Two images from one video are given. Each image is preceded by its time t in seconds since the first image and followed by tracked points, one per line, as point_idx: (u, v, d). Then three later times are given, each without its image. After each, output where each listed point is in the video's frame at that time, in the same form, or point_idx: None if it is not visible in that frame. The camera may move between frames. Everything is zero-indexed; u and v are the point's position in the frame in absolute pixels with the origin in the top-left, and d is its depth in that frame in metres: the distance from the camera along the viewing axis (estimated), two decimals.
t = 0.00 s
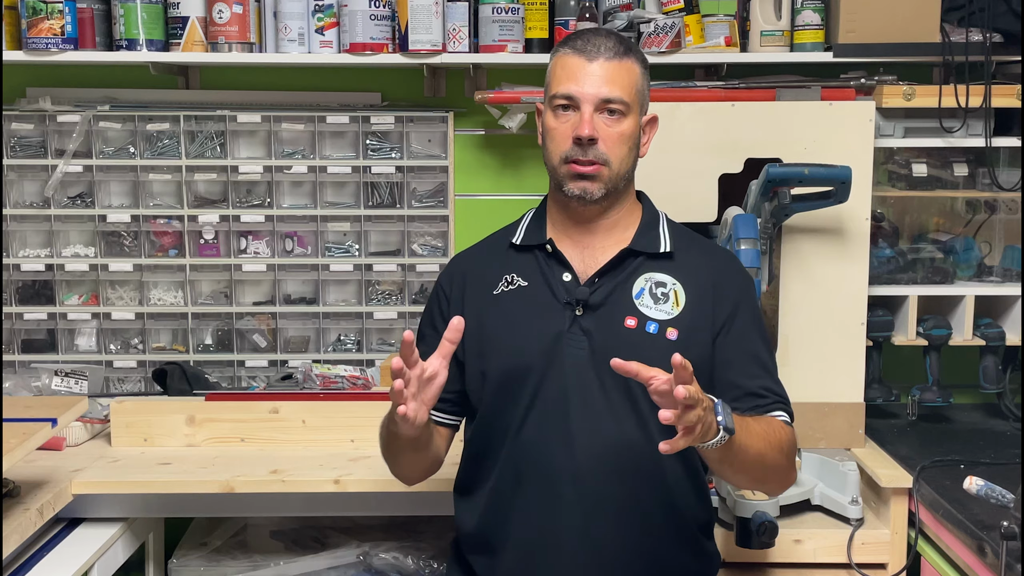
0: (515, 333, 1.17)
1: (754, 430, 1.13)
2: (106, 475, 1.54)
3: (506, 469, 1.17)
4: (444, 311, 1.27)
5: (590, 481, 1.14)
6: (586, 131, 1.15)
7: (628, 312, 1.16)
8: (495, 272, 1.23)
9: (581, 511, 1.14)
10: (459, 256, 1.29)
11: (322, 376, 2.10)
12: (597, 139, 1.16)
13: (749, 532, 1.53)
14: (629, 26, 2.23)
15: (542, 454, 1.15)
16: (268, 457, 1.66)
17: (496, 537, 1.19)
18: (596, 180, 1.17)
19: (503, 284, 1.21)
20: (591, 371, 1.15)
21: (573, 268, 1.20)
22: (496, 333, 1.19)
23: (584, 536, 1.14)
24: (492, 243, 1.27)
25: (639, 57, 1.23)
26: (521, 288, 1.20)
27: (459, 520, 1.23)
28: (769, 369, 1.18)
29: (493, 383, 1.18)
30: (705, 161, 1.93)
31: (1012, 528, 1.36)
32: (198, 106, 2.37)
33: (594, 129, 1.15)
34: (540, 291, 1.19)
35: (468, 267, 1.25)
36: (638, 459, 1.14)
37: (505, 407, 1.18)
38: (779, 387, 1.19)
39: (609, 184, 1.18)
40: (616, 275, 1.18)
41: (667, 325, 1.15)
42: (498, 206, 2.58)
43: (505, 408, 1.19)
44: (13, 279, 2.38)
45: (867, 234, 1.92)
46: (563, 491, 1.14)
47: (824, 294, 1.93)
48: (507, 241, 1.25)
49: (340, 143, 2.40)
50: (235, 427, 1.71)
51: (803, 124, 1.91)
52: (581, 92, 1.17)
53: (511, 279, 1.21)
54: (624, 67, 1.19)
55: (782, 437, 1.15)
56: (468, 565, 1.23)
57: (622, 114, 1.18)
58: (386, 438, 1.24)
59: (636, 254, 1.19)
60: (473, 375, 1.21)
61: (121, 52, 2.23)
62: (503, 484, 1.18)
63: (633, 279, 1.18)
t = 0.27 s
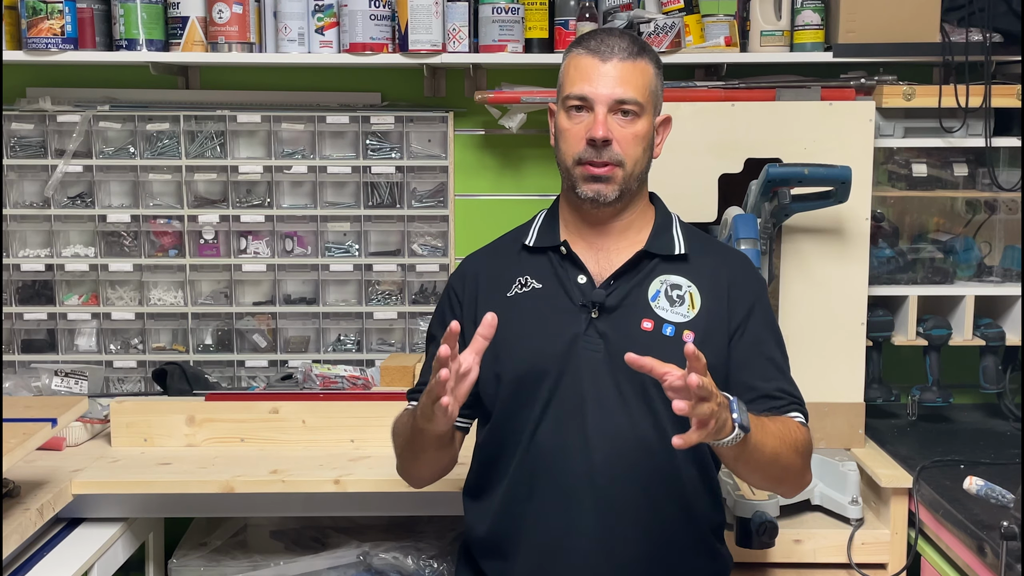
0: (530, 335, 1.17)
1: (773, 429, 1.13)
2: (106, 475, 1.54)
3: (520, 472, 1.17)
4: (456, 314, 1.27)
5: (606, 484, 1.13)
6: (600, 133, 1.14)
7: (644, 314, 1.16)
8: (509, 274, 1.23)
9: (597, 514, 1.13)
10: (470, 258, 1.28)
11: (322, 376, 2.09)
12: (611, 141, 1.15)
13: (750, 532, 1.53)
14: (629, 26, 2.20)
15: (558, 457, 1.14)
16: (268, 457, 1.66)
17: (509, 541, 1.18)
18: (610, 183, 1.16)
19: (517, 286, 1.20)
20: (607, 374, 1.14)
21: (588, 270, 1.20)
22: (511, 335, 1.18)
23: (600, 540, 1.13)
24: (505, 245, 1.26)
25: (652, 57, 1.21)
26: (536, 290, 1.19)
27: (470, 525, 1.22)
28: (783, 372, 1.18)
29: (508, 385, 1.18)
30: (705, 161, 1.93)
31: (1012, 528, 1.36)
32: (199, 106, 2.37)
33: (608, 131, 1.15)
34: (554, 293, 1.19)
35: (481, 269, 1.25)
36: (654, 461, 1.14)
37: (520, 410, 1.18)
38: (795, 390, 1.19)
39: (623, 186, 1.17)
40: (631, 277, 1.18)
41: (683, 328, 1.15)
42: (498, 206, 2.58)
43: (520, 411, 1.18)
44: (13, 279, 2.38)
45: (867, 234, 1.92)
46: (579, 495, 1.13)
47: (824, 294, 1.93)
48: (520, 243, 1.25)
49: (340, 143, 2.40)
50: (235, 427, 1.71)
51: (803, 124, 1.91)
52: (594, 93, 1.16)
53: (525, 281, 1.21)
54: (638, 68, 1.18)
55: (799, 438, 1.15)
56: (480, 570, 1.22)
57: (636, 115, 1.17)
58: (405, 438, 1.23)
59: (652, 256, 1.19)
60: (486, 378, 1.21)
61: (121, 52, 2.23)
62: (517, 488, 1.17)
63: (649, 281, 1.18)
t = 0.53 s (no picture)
0: (537, 336, 1.17)
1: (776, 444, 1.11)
2: (106, 475, 1.54)
3: (525, 471, 1.17)
4: (461, 312, 1.26)
5: (611, 485, 1.13)
6: (606, 131, 1.15)
7: (651, 316, 1.15)
8: (515, 273, 1.22)
9: (601, 515, 1.13)
10: (475, 256, 1.27)
11: (322, 376, 2.10)
12: (617, 139, 1.16)
13: (750, 532, 1.53)
14: (629, 25, 2.21)
15: (563, 458, 1.14)
16: (268, 457, 1.66)
17: (513, 541, 1.18)
18: (615, 181, 1.17)
19: (524, 285, 1.20)
20: (614, 375, 1.14)
21: (594, 271, 1.20)
22: (518, 335, 1.18)
23: (603, 541, 1.13)
24: (511, 244, 1.26)
25: (656, 56, 1.22)
26: (542, 290, 1.19)
27: (473, 524, 1.21)
28: (789, 376, 1.18)
29: (513, 386, 1.18)
30: (705, 161, 1.93)
31: (1012, 528, 1.36)
32: (199, 106, 2.37)
33: (614, 129, 1.15)
34: (561, 293, 1.19)
35: (487, 267, 1.24)
36: (659, 463, 1.14)
37: (525, 409, 1.18)
38: (798, 395, 1.18)
39: (629, 184, 1.18)
40: (637, 279, 1.18)
41: (690, 330, 1.15)
42: (498, 206, 2.58)
43: (525, 411, 1.18)
44: (13, 279, 2.38)
45: (867, 234, 1.92)
46: (584, 496, 1.13)
47: (824, 294, 1.93)
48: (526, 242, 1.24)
49: (340, 143, 2.40)
50: (235, 426, 1.71)
51: (803, 124, 1.91)
52: (600, 92, 1.17)
53: (531, 280, 1.20)
54: (643, 67, 1.18)
55: (802, 451, 1.14)
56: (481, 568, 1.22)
57: (641, 114, 1.18)
58: (416, 466, 1.21)
59: (658, 257, 1.19)
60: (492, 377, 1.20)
61: (121, 52, 2.23)
62: (522, 489, 1.17)
63: (655, 283, 1.18)
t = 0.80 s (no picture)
0: (532, 338, 1.16)
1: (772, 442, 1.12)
2: (106, 475, 1.54)
3: (521, 474, 1.16)
4: (457, 314, 1.26)
5: (607, 488, 1.13)
6: (597, 129, 1.15)
7: (645, 317, 1.15)
8: (511, 275, 1.22)
9: (597, 517, 1.13)
10: (471, 258, 1.27)
11: (322, 376, 2.10)
12: (608, 137, 1.16)
13: (750, 532, 1.54)
14: (629, 26, 2.20)
15: (558, 460, 1.14)
16: (268, 457, 1.66)
17: (510, 543, 1.18)
18: (608, 179, 1.17)
19: (518, 288, 1.20)
20: (608, 377, 1.14)
21: (588, 272, 1.19)
22: (513, 338, 1.18)
23: (599, 542, 1.13)
24: (506, 246, 1.26)
25: (648, 56, 1.23)
26: (537, 291, 1.19)
27: (471, 525, 1.22)
28: (785, 376, 1.18)
29: (509, 388, 1.17)
30: (705, 161, 1.93)
31: (1012, 528, 1.36)
32: (199, 106, 2.37)
33: (606, 127, 1.15)
34: (555, 295, 1.18)
35: (482, 269, 1.24)
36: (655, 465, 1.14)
37: (521, 412, 1.18)
38: (794, 394, 1.18)
39: (622, 182, 1.17)
40: (632, 280, 1.18)
41: (684, 331, 1.15)
42: (498, 206, 2.58)
43: (520, 413, 1.18)
44: (13, 279, 2.38)
45: (867, 234, 1.92)
46: (579, 497, 1.13)
47: (824, 294, 1.93)
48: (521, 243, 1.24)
49: (340, 143, 2.40)
50: (235, 426, 1.71)
51: (803, 124, 1.91)
52: (591, 91, 1.17)
53: (525, 282, 1.20)
54: (634, 65, 1.19)
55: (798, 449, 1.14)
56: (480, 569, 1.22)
57: (633, 111, 1.18)
58: (415, 466, 1.21)
59: (652, 258, 1.19)
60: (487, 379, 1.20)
61: (121, 52, 2.23)
62: (518, 490, 1.17)
63: (650, 284, 1.17)
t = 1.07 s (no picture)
0: (515, 333, 1.17)
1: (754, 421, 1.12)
2: (106, 475, 1.54)
3: (507, 469, 1.17)
4: (443, 316, 1.27)
5: (592, 480, 1.13)
6: (575, 129, 1.15)
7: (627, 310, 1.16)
8: (494, 275, 1.23)
9: (583, 510, 1.13)
10: (455, 260, 1.29)
11: (322, 376, 2.10)
12: (586, 136, 1.16)
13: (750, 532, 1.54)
14: (629, 25, 2.24)
15: (543, 454, 1.14)
16: (268, 457, 1.66)
17: (497, 539, 1.18)
18: (587, 178, 1.17)
19: (502, 286, 1.21)
20: (592, 370, 1.14)
21: (570, 269, 1.20)
22: (496, 334, 1.18)
23: (586, 536, 1.13)
24: (490, 247, 1.27)
25: (623, 56, 1.23)
26: (520, 289, 1.20)
27: (460, 523, 1.22)
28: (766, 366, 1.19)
29: (493, 384, 1.18)
30: (705, 161, 1.93)
31: (1012, 528, 1.35)
32: (199, 106, 2.37)
33: (583, 127, 1.16)
34: (538, 292, 1.19)
35: (467, 271, 1.25)
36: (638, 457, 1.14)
37: (506, 408, 1.18)
38: (776, 383, 1.19)
39: (600, 181, 1.18)
40: (613, 275, 1.18)
41: (665, 324, 1.16)
42: (498, 206, 2.58)
43: (505, 409, 1.18)
44: (13, 279, 2.38)
45: (867, 234, 1.92)
46: (565, 491, 1.13)
47: (824, 294, 1.93)
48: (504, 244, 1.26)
49: (340, 143, 2.40)
50: (235, 427, 1.71)
51: (803, 123, 1.91)
52: (567, 92, 1.17)
53: (509, 281, 1.21)
54: (609, 66, 1.19)
55: (780, 431, 1.14)
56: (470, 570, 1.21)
57: (610, 111, 1.18)
58: (393, 441, 1.24)
59: (633, 253, 1.20)
60: (473, 378, 1.21)
61: (121, 52, 2.23)
62: (504, 486, 1.17)
63: (631, 278, 1.18)
